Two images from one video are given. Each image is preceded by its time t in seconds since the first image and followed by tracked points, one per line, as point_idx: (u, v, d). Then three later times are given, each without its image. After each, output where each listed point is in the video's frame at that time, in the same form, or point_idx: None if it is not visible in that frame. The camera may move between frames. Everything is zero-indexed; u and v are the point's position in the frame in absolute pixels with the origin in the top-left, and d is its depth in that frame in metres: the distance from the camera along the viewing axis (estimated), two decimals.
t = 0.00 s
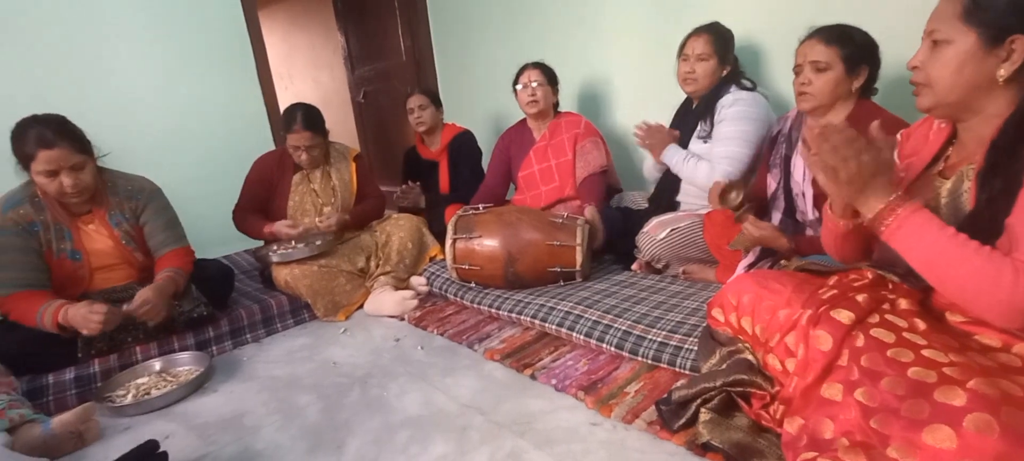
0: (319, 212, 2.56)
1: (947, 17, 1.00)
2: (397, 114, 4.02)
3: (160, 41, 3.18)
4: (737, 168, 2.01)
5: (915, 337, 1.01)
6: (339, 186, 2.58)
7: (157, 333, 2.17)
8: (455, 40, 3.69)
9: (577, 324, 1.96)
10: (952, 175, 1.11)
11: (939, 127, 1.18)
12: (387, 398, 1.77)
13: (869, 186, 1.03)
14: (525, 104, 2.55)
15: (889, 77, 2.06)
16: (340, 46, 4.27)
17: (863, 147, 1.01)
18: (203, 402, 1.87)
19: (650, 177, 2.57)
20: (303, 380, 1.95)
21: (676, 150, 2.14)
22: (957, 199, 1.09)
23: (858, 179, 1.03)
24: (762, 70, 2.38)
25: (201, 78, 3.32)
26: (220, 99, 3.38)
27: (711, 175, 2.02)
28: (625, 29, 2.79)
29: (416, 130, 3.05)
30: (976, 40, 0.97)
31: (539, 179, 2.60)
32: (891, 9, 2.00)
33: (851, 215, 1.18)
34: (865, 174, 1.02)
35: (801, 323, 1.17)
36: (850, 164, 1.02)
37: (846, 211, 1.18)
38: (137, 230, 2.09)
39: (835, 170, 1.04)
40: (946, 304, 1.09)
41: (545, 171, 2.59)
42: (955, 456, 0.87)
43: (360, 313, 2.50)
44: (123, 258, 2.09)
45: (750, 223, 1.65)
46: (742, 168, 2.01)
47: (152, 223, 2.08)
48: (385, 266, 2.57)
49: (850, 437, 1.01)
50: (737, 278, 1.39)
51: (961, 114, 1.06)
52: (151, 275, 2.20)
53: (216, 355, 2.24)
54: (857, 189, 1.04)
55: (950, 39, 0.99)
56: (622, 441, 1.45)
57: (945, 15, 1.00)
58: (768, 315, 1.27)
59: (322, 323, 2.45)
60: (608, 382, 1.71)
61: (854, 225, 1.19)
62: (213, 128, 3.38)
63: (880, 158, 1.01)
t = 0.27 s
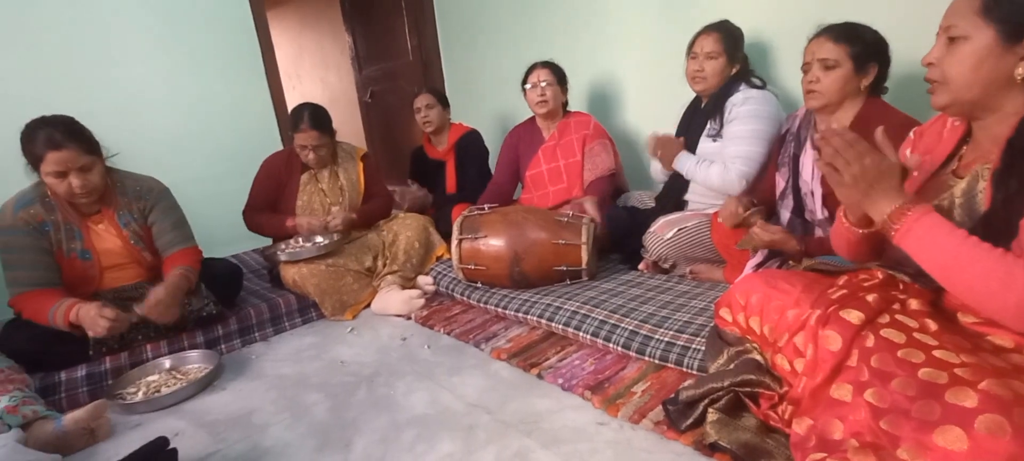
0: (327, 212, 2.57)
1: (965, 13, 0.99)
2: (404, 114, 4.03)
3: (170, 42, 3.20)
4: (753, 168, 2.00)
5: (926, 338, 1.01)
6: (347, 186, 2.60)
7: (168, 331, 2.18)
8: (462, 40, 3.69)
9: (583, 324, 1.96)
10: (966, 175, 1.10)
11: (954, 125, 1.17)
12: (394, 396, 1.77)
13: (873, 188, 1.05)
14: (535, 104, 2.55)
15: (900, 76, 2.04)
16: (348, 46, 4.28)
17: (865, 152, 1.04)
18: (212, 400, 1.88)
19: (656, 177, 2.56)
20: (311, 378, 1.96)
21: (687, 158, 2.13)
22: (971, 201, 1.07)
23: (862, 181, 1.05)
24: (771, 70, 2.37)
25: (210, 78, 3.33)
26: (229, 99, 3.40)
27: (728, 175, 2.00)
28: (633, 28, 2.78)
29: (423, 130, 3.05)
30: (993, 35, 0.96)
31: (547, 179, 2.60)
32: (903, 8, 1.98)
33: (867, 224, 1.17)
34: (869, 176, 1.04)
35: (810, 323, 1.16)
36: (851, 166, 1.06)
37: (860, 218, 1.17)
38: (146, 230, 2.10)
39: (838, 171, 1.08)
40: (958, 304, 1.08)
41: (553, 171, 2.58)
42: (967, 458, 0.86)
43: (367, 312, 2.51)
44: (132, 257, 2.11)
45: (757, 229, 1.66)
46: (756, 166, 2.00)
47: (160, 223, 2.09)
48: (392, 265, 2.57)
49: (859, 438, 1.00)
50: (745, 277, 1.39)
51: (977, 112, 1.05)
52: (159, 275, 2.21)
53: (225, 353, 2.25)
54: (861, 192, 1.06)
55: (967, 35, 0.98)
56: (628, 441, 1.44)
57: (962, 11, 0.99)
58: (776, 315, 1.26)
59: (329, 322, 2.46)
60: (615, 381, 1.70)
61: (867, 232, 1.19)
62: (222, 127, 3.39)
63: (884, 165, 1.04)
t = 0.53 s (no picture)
0: (330, 212, 2.57)
1: (970, 13, 0.99)
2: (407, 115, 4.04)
3: (173, 43, 3.21)
4: (761, 170, 1.99)
5: (929, 340, 1.00)
6: (350, 187, 2.59)
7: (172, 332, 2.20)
8: (465, 41, 3.69)
9: (586, 325, 1.96)
10: (971, 176, 1.09)
11: (957, 125, 1.17)
12: (396, 397, 1.78)
13: (879, 182, 1.01)
14: (539, 104, 2.55)
15: (903, 76, 2.03)
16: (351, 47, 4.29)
17: (875, 143, 0.99)
18: (215, 400, 1.88)
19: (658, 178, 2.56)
20: (314, 379, 1.96)
21: (690, 160, 2.13)
22: (976, 201, 1.07)
23: (867, 176, 1.01)
24: (773, 70, 2.36)
25: (214, 79, 3.34)
26: (232, 99, 3.41)
27: (738, 178, 1.98)
28: (635, 29, 2.78)
29: (426, 131, 3.06)
30: (998, 34, 0.96)
31: (550, 180, 2.60)
32: (906, 7, 1.97)
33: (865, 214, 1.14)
34: (876, 171, 1.00)
35: (812, 325, 1.16)
36: (861, 159, 1.00)
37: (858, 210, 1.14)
38: (147, 230, 2.10)
39: (845, 166, 1.02)
40: (962, 306, 1.08)
41: (556, 172, 2.58)
42: None
43: (370, 313, 2.51)
44: (134, 258, 2.11)
45: (757, 223, 1.66)
46: (763, 168, 1.99)
47: (160, 223, 2.08)
48: (395, 266, 2.58)
49: (862, 440, 1.00)
50: (748, 278, 1.39)
51: (981, 112, 1.05)
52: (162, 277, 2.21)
53: (229, 354, 2.25)
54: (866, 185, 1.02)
55: (972, 34, 0.98)
56: (630, 442, 1.44)
57: (967, 11, 0.99)
58: (779, 317, 1.26)
59: (332, 323, 2.46)
60: (617, 382, 1.70)
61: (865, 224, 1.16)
62: (225, 128, 3.40)
63: (892, 157, 0.99)
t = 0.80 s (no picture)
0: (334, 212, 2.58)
1: (971, 14, 0.99)
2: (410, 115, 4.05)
3: (178, 44, 3.22)
4: (755, 168, 1.99)
5: (934, 340, 1.00)
6: (353, 186, 2.60)
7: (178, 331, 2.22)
8: (468, 41, 3.70)
9: (589, 325, 1.96)
10: (974, 176, 1.10)
11: (961, 126, 1.17)
12: (400, 397, 1.78)
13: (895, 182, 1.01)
14: (543, 105, 2.55)
15: (908, 76, 2.03)
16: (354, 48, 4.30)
17: (896, 142, 0.99)
18: (220, 399, 1.89)
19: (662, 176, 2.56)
20: (318, 378, 1.96)
21: (695, 148, 2.12)
22: (980, 201, 1.08)
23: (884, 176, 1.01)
24: (776, 71, 2.36)
25: (218, 79, 3.36)
26: (236, 100, 3.42)
27: (732, 173, 1.99)
28: (638, 30, 2.79)
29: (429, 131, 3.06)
30: (1000, 35, 0.96)
31: (553, 180, 2.60)
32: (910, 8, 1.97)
33: (867, 209, 1.17)
34: (895, 169, 1.00)
35: (816, 326, 1.16)
36: (880, 160, 1.00)
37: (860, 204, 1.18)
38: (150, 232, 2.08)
39: (866, 165, 1.01)
40: (966, 307, 1.08)
41: (559, 173, 2.58)
42: None
43: (374, 313, 2.52)
44: (138, 259, 2.11)
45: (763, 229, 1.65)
46: (759, 168, 1.99)
47: (162, 223, 2.06)
48: (398, 266, 2.58)
49: (866, 441, 0.99)
50: (751, 279, 1.39)
51: (984, 114, 1.05)
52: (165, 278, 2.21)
53: (233, 353, 2.26)
54: (882, 187, 1.02)
55: (974, 35, 0.98)
56: (634, 442, 1.44)
57: (968, 11, 1.00)
58: (782, 317, 1.26)
59: (336, 322, 2.47)
60: (621, 383, 1.70)
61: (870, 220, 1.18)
62: (229, 129, 3.42)
63: (911, 155, 1.00)
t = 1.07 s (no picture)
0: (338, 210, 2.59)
1: (977, 16, 0.99)
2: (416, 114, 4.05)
3: (185, 43, 3.24)
4: (767, 170, 1.99)
5: (942, 341, 1.00)
6: (356, 184, 2.61)
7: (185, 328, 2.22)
8: (473, 41, 3.70)
9: (594, 324, 1.96)
10: (982, 177, 1.09)
11: (969, 127, 1.16)
12: (405, 395, 1.79)
13: (890, 187, 1.02)
14: (551, 102, 2.55)
15: (916, 76, 2.02)
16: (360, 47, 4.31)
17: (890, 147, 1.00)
18: (227, 396, 1.90)
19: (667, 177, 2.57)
20: (324, 376, 1.97)
21: (699, 163, 2.16)
22: (987, 201, 1.07)
23: (880, 180, 1.02)
24: (783, 71, 2.36)
25: (224, 78, 3.37)
26: (242, 99, 3.43)
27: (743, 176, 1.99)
28: (644, 30, 2.78)
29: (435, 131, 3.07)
30: (1007, 36, 0.95)
31: (560, 179, 2.60)
32: (919, 8, 1.96)
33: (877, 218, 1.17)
34: (888, 174, 1.01)
35: (824, 326, 1.16)
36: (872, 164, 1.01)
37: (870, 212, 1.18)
38: (156, 229, 2.10)
39: (857, 171, 1.03)
40: (975, 308, 1.07)
41: (565, 171, 2.59)
42: None
43: (379, 311, 2.52)
44: (145, 256, 2.12)
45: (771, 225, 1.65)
46: (771, 169, 1.99)
47: (167, 221, 2.08)
48: (404, 265, 2.59)
49: (874, 441, 1.00)
50: (758, 279, 1.39)
51: (992, 114, 1.05)
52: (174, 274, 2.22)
53: (240, 350, 2.27)
54: (879, 192, 1.03)
55: (980, 37, 0.98)
56: (639, 442, 1.44)
57: (975, 13, 0.99)
58: (790, 317, 1.26)
59: (342, 320, 2.48)
60: (626, 382, 1.70)
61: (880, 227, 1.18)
62: (236, 127, 3.43)
63: (903, 161, 1.01)
